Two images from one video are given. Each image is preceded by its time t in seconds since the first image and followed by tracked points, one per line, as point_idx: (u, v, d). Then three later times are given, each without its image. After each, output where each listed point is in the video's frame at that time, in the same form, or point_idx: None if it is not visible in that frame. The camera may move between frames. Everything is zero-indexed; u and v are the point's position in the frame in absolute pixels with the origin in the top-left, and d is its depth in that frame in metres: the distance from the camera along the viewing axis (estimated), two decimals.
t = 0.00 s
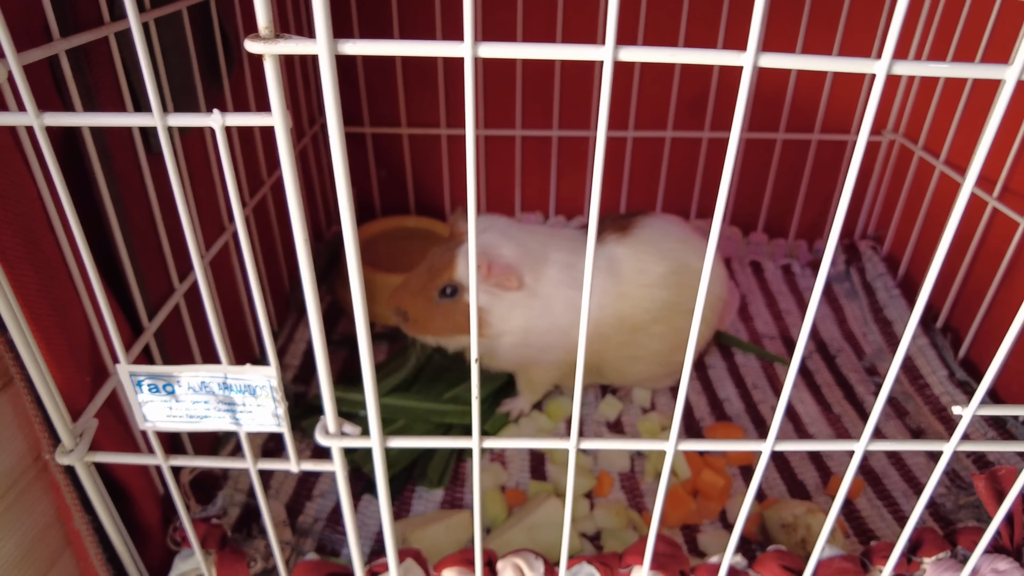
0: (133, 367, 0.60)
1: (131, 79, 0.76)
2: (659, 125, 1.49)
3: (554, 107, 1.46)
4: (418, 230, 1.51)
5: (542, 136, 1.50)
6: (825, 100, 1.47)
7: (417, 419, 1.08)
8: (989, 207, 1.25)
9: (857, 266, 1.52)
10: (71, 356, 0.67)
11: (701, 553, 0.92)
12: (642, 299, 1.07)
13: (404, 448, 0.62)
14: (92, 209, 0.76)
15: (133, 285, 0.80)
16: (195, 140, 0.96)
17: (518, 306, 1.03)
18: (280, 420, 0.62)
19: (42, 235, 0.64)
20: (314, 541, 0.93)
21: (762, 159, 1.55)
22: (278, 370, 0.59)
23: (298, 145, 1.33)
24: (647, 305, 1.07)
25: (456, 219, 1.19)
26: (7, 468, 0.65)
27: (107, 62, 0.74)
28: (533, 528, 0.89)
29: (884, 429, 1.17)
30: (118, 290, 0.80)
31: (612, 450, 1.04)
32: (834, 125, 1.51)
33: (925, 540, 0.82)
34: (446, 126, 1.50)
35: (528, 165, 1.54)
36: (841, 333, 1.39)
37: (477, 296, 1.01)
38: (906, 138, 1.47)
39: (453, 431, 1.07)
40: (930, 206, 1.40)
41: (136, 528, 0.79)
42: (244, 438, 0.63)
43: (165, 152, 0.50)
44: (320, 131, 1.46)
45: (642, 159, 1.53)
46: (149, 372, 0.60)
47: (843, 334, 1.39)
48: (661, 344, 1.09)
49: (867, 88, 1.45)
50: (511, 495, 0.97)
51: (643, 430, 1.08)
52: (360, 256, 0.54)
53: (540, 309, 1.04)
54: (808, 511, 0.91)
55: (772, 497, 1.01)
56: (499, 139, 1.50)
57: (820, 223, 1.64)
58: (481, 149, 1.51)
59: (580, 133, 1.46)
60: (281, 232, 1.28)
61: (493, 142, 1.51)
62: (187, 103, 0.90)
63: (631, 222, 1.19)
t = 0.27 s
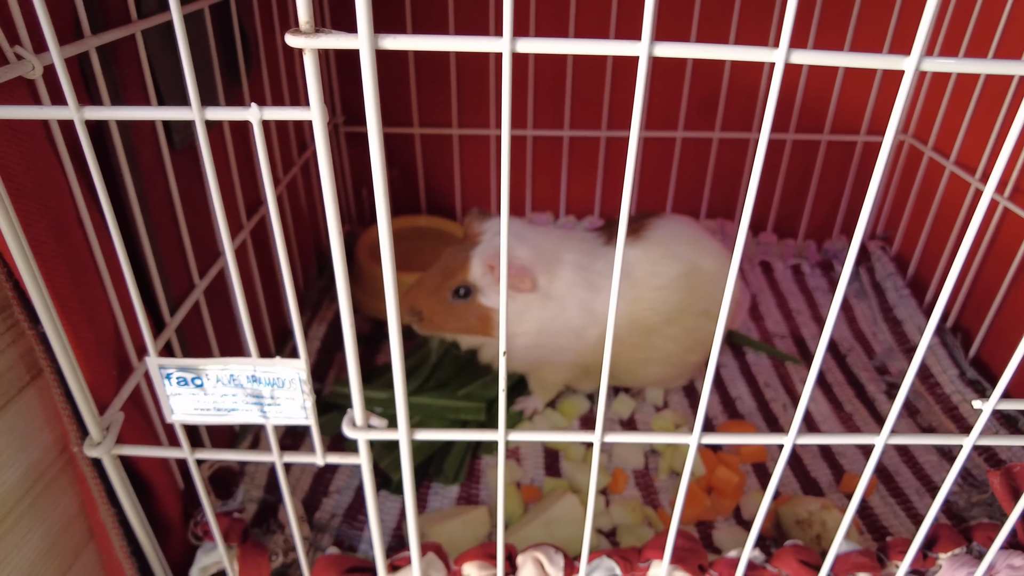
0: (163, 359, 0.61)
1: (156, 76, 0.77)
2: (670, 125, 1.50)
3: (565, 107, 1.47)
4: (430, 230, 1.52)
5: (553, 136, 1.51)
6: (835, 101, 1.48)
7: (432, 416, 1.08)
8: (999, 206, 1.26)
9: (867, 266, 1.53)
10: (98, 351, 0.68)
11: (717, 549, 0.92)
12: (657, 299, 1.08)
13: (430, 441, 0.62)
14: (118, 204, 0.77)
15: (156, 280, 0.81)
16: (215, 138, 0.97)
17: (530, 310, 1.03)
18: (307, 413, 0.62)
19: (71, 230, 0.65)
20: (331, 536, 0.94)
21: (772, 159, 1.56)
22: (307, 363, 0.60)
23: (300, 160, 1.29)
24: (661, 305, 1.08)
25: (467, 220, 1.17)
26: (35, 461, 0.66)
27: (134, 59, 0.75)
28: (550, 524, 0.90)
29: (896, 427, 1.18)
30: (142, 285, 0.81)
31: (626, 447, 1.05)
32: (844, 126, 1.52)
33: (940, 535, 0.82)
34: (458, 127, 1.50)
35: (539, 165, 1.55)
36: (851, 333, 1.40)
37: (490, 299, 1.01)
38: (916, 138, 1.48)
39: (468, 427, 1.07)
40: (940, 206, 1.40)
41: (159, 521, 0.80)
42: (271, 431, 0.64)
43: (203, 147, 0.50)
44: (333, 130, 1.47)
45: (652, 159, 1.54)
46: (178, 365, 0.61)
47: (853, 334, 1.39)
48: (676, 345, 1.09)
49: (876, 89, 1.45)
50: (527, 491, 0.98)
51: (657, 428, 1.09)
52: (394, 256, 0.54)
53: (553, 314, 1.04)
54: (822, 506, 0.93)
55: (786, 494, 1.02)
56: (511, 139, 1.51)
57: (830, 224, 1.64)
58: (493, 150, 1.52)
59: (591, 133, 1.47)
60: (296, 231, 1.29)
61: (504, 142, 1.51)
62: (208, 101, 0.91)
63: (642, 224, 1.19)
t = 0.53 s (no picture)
0: (164, 359, 0.61)
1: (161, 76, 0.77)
2: (673, 126, 1.50)
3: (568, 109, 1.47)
4: (432, 231, 1.52)
5: (556, 137, 1.51)
6: (838, 103, 1.48)
7: (434, 417, 1.08)
8: (1003, 209, 1.25)
9: (869, 268, 1.52)
10: (100, 351, 0.68)
11: (719, 552, 0.92)
12: (659, 302, 1.07)
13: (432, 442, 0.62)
14: (120, 203, 0.77)
15: (158, 280, 0.81)
16: (218, 138, 0.97)
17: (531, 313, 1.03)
18: (309, 413, 0.62)
19: (74, 230, 0.65)
20: (332, 537, 0.94)
21: (775, 161, 1.55)
22: (309, 364, 0.59)
23: (303, 160, 1.28)
24: (663, 309, 1.07)
25: (467, 223, 1.16)
26: (37, 460, 0.66)
27: (138, 59, 0.75)
28: (551, 525, 0.89)
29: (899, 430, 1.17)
30: (144, 285, 0.81)
31: (628, 449, 1.04)
32: (848, 128, 1.51)
33: (944, 539, 0.82)
34: (461, 128, 1.50)
35: (541, 166, 1.55)
36: (854, 335, 1.39)
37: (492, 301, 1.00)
38: (920, 140, 1.47)
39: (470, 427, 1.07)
40: (943, 209, 1.40)
41: (159, 522, 0.80)
42: (272, 431, 0.63)
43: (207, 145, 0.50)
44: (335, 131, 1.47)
45: (655, 161, 1.54)
46: (180, 365, 0.61)
47: (856, 336, 1.39)
48: (678, 348, 1.09)
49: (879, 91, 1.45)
50: (528, 493, 0.97)
51: (659, 430, 1.09)
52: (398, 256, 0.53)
53: (555, 315, 1.04)
54: (826, 510, 0.92)
55: (789, 496, 1.01)
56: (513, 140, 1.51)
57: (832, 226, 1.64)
58: (495, 151, 1.51)
59: (594, 135, 1.47)
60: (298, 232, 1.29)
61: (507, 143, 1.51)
62: (211, 101, 0.91)
63: (644, 227, 1.18)
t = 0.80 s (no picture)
0: (139, 348, 0.58)
1: (144, 57, 0.74)
2: (674, 119, 1.47)
3: (568, 101, 1.44)
4: (428, 225, 1.49)
5: (555, 130, 1.48)
6: (843, 95, 1.45)
7: (427, 414, 1.05)
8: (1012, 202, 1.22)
9: (874, 264, 1.49)
10: (77, 340, 0.65)
11: (721, 552, 0.89)
12: (659, 297, 1.04)
13: (420, 436, 0.59)
14: (101, 189, 0.74)
15: (140, 269, 0.78)
16: (205, 125, 0.94)
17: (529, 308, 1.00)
18: (291, 406, 0.59)
19: (48, 213, 0.62)
20: (321, 536, 0.91)
21: (777, 155, 1.52)
22: (290, 353, 0.57)
23: (295, 151, 1.25)
24: (663, 303, 1.04)
25: (464, 215, 1.13)
26: (10, 455, 0.63)
27: (119, 39, 0.72)
28: (548, 524, 0.86)
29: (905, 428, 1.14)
30: (126, 274, 0.78)
31: (628, 447, 1.01)
32: (852, 121, 1.49)
33: (955, 540, 0.79)
34: (458, 120, 1.47)
35: (539, 160, 1.52)
36: (858, 332, 1.36)
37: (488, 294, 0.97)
38: (926, 134, 1.44)
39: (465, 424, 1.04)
40: (950, 203, 1.37)
41: (141, 520, 0.77)
42: (254, 424, 0.60)
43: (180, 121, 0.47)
44: (330, 122, 1.44)
45: (656, 154, 1.51)
46: (156, 354, 0.58)
47: (860, 333, 1.36)
48: (679, 343, 1.06)
49: (884, 84, 1.42)
50: (524, 491, 0.94)
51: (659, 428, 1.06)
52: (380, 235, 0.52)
53: (552, 309, 1.00)
54: (830, 509, 0.89)
55: (793, 496, 0.98)
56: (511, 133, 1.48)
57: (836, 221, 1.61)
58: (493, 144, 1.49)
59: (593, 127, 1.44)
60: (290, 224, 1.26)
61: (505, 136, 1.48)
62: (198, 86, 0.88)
63: (644, 219, 1.15)
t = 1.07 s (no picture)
0: (125, 349, 0.56)
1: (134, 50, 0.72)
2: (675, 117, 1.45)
3: (568, 99, 1.42)
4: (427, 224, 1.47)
5: (555, 128, 1.46)
6: (846, 94, 1.43)
7: (424, 416, 1.03)
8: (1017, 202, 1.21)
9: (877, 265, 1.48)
10: (63, 338, 0.64)
11: (721, 558, 0.87)
12: (660, 298, 1.03)
13: (413, 440, 0.57)
14: (89, 186, 0.72)
15: (130, 267, 0.76)
16: (199, 121, 0.92)
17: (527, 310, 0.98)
18: (281, 408, 0.58)
19: (33, 209, 0.60)
20: (315, 540, 0.89)
21: (779, 154, 1.51)
22: (280, 355, 0.55)
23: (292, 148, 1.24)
24: (664, 304, 1.03)
25: (461, 212, 1.11)
26: None
27: (109, 32, 0.70)
28: (546, 529, 0.85)
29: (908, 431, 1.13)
30: (115, 272, 0.77)
31: (627, 450, 1.00)
32: (855, 120, 1.47)
33: (961, 547, 0.78)
34: (457, 118, 1.46)
35: (539, 158, 1.50)
36: (861, 333, 1.35)
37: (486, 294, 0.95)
38: (930, 133, 1.43)
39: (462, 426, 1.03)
40: (954, 203, 1.35)
41: (129, 522, 0.76)
42: (243, 427, 0.59)
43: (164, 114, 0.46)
44: (327, 119, 1.42)
45: (657, 153, 1.49)
46: (142, 355, 0.56)
47: (863, 334, 1.34)
48: (680, 345, 1.04)
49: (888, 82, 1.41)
50: (522, 495, 0.93)
51: (659, 430, 1.04)
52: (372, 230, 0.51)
53: (552, 309, 0.99)
54: (833, 514, 0.88)
55: (794, 500, 0.97)
56: (511, 131, 1.46)
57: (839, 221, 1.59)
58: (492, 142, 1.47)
59: (593, 126, 1.42)
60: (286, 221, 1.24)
61: (504, 134, 1.47)
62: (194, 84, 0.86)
63: (644, 218, 1.14)
